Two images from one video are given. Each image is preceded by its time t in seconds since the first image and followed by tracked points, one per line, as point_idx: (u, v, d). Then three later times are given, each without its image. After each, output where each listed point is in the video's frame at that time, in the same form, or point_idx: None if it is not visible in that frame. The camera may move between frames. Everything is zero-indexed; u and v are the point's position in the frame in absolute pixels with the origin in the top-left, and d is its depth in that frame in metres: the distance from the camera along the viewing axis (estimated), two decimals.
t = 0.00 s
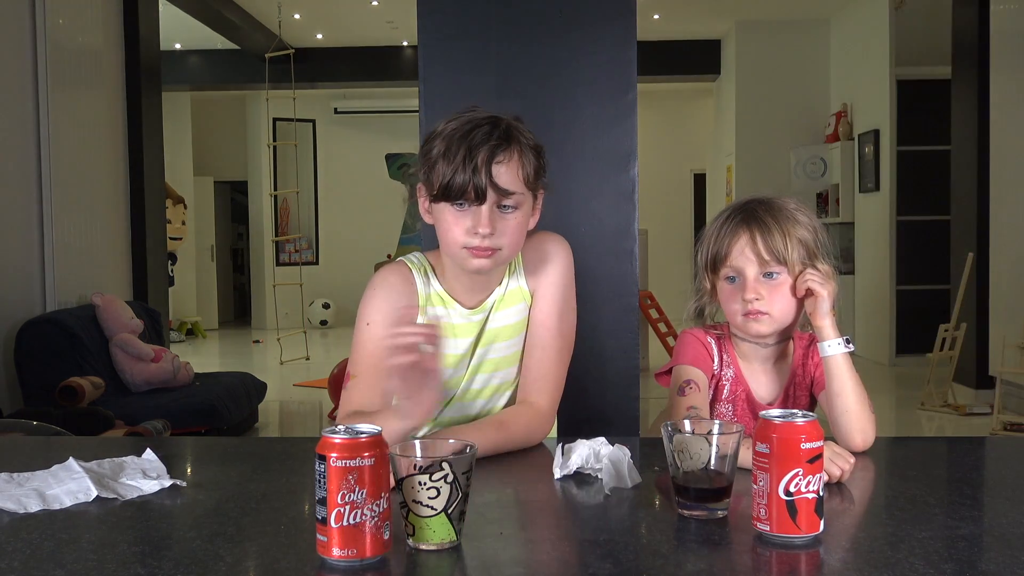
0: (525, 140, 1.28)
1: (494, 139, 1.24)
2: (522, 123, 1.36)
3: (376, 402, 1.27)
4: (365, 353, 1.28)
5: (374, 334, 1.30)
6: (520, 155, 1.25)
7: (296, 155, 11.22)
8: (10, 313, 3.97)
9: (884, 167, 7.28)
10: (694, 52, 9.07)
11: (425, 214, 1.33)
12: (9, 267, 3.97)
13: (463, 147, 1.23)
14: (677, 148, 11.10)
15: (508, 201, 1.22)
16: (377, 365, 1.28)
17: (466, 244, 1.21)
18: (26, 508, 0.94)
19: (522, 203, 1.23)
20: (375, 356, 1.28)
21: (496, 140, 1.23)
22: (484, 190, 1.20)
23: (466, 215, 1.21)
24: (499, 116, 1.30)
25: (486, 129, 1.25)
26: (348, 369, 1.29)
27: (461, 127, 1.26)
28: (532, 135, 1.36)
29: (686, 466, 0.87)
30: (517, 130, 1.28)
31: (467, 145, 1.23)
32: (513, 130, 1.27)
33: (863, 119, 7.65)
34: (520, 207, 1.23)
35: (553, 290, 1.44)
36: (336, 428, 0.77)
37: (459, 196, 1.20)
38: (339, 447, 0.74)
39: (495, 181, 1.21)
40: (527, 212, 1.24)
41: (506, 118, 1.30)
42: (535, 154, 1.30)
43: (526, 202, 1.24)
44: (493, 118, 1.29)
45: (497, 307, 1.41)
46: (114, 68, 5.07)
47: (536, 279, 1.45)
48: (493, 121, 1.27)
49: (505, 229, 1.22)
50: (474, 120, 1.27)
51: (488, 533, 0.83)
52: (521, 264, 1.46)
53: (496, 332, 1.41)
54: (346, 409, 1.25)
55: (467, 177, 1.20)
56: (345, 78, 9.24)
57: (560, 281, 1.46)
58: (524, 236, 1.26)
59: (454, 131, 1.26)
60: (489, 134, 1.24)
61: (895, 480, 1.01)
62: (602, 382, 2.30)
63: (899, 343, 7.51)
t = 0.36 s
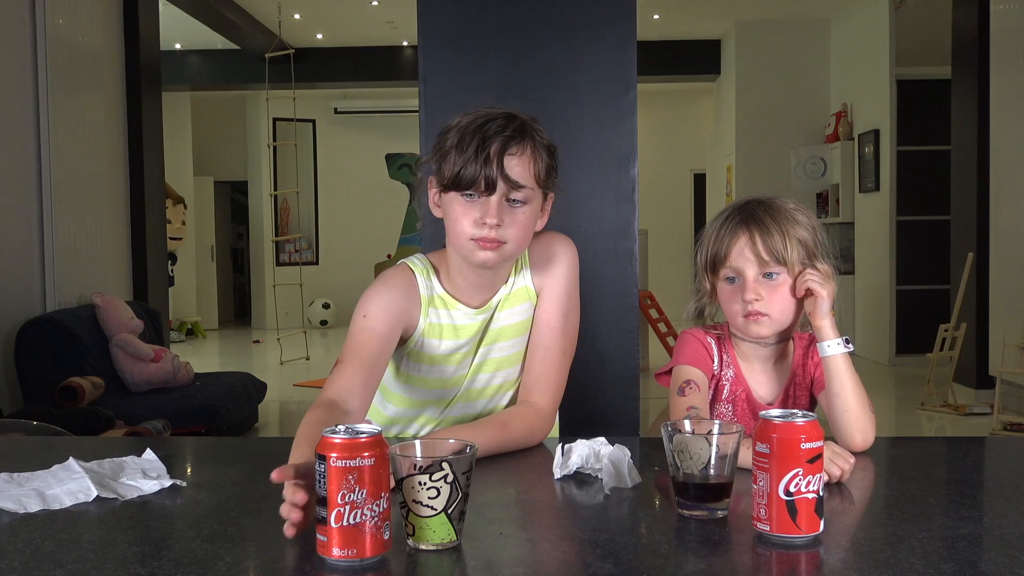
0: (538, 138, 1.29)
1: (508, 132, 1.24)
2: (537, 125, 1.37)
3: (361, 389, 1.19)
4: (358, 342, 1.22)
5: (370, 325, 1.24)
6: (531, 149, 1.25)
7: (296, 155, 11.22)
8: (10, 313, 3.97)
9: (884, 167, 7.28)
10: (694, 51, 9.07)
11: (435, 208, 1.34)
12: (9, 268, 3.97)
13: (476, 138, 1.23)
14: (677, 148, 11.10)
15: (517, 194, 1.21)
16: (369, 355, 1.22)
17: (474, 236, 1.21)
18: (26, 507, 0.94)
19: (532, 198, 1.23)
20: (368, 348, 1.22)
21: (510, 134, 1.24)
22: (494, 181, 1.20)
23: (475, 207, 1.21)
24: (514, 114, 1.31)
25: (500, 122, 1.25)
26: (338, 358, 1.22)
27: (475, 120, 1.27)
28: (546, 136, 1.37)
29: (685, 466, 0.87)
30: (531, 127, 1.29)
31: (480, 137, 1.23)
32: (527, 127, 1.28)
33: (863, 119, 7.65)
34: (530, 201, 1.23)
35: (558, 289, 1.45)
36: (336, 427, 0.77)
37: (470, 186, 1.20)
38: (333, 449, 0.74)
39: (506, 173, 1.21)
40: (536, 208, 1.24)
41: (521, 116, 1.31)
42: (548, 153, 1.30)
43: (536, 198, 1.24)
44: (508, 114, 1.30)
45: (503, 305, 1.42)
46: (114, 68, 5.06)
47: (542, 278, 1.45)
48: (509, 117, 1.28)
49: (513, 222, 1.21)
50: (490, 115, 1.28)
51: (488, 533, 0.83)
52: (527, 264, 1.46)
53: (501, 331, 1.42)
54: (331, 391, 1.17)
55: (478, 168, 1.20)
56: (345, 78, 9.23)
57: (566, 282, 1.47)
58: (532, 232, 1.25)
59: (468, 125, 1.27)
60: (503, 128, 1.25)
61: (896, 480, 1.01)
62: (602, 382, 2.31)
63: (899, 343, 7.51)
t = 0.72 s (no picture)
0: (543, 137, 1.29)
1: (511, 130, 1.25)
2: (543, 124, 1.37)
3: (353, 390, 1.19)
4: (355, 343, 1.22)
5: (370, 326, 1.23)
6: (535, 148, 1.25)
7: (296, 155, 11.23)
8: (10, 313, 3.97)
9: (884, 167, 7.29)
10: (694, 51, 9.07)
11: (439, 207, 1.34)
12: (9, 268, 3.97)
13: (479, 136, 1.23)
14: (677, 148, 11.10)
15: (520, 193, 1.21)
16: (365, 358, 1.21)
17: (476, 234, 1.21)
18: (26, 507, 0.94)
19: (535, 196, 1.23)
20: (364, 352, 1.22)
21: (514, 132, 1.24)
22: (497, 179, 1.20)
23: (478, 205, 1.21)
24: (518, 112, 1.31)
25: (504, 120, 1.26)
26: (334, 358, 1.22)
27: (479, 119, 1.28)
28: (551, 135, 1.37)
29: (686, 466, 0.87)
30: (536, 126, 1.29)
31: (484, 134, 1.23)
32: (532, 126, 1.28)
33: (863, 119, 7.65)
34: (533, 200, 1.23)
35: (563, 289, 1.45)
36: (330, 426, 0.78)
37: (473, 183, 1.20)
38: (327, 445, 0.76)
39: (509, 171, 1.21)
40: (540, 207, 1.24)
41: (526, 115, 1.32)
42: (553, 152, 1.30)
43: (539, 197, 1.24)
44: (512, 112, 1.30)
45: (507, 305, 1.42)
46: (114, 67, 5.07)
47: (547, 278, 1.45)
48: (514, 116, 1.28)
49: (516, 221, 1.21)
50: (494, 113, 1.28)
51: (488, 533, 0.84)
52: (532, 264, 1.46)
53: (506, 331, 1.42)
54: (324, 391, 1.16)
55: (480, 166, 1.20)
56: (345, 78, 9.23)
57: (570, 281, 1.47)
58: (536, 231, 1.25)
59: (472, 123, 1.27)
60: (507, 126, 1.25)
61: (895, 480, 1.01)
62: (602, 382, 2.31)
63: (899, 343, 7.52)
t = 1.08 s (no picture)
0: (538, 139, 1.28)
1: (505, 132, 1.24)
2: (540, 123, 1.36)
3: (334, 395, 1.20)
4: (339, 350, 1.23)
5: (356, 333, 1.24)
6: (528, 150, 1.24)
7: (296, 155, 11.23)
8: (10, 312, 3.97)
9: (884, 167, 7.29)
10: (694, 51, 9.06)
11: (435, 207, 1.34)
12: (9, 267, 3.96)
13: (473, 137, 1.23)
14: (677, 148, 11.10)
15: (511, 196, 1.21)
16: (347, 365, 1.22)
17: (467, 237, 1.21)
18: (26, 507, 0.94)
19: (528, 200, 1.23)
20: (346, 359, 1.22)
21: (507, 134, 1.23)
22: (488, 183, 1.20)
23: (470, 207, 1.21)
24: (514, 112, 1.30)
25: (498, 123, 1.25)
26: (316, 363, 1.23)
27: (474, 119, 1.27)
28: (548, 133, 1.37)
29: (685, 466, 0.87)
30: (531, 128, 1.28)
31: (477, 137, 1.22)
32: (526, 128, 1.27)
33: (863, 119, 7.65)
34: (525, 203, 1.22)
35: (561, 289, 1.45)
36: (319, 412, 0.84)
37: (464, 187, 1.20)
38: (314, 429, 0.82)
39: (500, 175, 1.20)
40: (532, 211, 1.24)
41: (523, 116, 1.30)
42: (547, 155, 1.30)
43: (532, 200, 1.23)
44: (508, 112, 1.29)
45: (505, 305, 1.42)
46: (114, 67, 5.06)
47: (545, 277, 1.45)
48: (508, 118, 1.27)
49: (507, 224, 1.21)
50: (489, 115, 1.27)
51: (488, 533, 0.83)
52: (529, 263, 1.46)
53: (504, 331, 1.42)
54: (303, 398, 1.18)
55: (472, 169, 1.20)
56: (344, 78, 9.23)
57: (567, 281, 1.47)
58: (528, 233, 1.25)
59: (468, 124, 1.27)
60: (501, 128, 1.24)
61: (895, 480, 1.01)
62: (602, 383, 2.31)
63: (899, 343, 7.51)
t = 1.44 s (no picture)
0: (521, 141, 1.28)
1: (487, 136, 1.23)
2: (527, 124, 1.36)
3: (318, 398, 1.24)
4: (331, 351, 1.27)
5: (343, 336, 1.27)
6: (510, 153, 1.24)
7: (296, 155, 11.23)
8: (10, 312, 3.97)
9: (884, 167, 7.30)
10: (694, 51, 9.07)
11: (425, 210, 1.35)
12: (9, 267, 3.97)
13: (454, 141, 1.23)
14: (677, 148, 11.10)
15: (493, 202, 1.21)
16: (338, 366, 1.26)
17: (451, 244, 1.22)
18: (26, 507, 0.94)
19: (511, 205, 1.22)
20: (332, 361, 1.26)
21: (488, 138, 1.23)
22: (469, 189, 1.19)
23: (452, 214, 1.21)
24: (498, 114, 1.30)
25: (480, 127, 1.24)
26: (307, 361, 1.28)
27: (457, 123, 1.27)
28: (536, 133, 1.36)
29: (685, 466, 0.87)
30: (513, 130, 1.28)
31: (457, 143, 1.22)
32: (509, 131, 1.27)
33: (863, 120, 7.66)
34: (508, 208, 1.22)
35: (556, 290, 1.45)
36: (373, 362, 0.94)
37: (446, 193, 1.20)
38: (371, 376, 0.91)
39: (481, 181, 1.20)
40: (516, 215, 1.24)
41: (506, 117, 1.30)
42: (531, 156, 1.29)
43: (515, 205, 1.23)
44: (491, 115, 1.29)
45: (499, 305, 1.42)
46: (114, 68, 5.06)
47: (539, 278, 1.45)
48: (491, 121, 1.26)
49: (490, 230, 1.21)
50: (472, 118, 1.27)
51: (488, 533, 0.84)
52: (522, 263, 1.46)
53: (501, 331, 1.42)
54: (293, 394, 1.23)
55: (452, 175, 1.19)
56: (344, 78, 9.23)
57: (562, 281, 1.46)
58: (512, 238, 1.25)
59: (450, 127, 1.27)
60: (481, 133, 1.24)
61: (895, 480, 1.01)
62: (601, 383, 2.32)
63: (899, 343, 7.51)
